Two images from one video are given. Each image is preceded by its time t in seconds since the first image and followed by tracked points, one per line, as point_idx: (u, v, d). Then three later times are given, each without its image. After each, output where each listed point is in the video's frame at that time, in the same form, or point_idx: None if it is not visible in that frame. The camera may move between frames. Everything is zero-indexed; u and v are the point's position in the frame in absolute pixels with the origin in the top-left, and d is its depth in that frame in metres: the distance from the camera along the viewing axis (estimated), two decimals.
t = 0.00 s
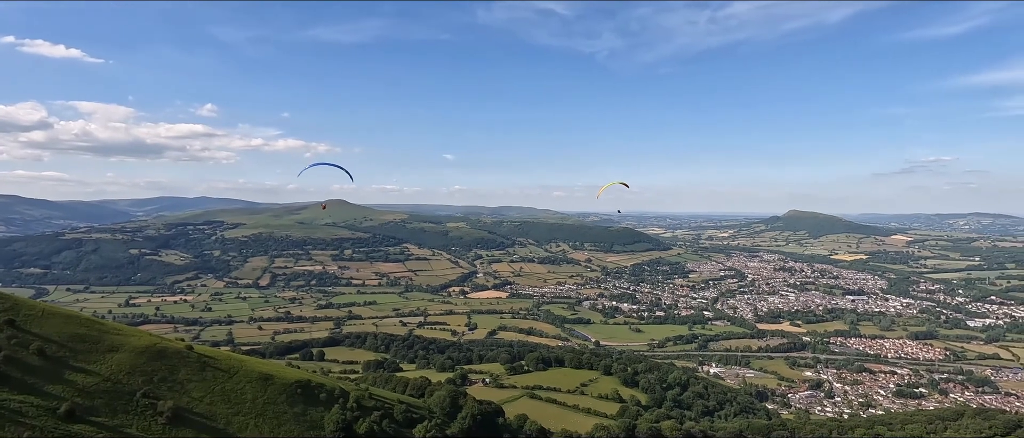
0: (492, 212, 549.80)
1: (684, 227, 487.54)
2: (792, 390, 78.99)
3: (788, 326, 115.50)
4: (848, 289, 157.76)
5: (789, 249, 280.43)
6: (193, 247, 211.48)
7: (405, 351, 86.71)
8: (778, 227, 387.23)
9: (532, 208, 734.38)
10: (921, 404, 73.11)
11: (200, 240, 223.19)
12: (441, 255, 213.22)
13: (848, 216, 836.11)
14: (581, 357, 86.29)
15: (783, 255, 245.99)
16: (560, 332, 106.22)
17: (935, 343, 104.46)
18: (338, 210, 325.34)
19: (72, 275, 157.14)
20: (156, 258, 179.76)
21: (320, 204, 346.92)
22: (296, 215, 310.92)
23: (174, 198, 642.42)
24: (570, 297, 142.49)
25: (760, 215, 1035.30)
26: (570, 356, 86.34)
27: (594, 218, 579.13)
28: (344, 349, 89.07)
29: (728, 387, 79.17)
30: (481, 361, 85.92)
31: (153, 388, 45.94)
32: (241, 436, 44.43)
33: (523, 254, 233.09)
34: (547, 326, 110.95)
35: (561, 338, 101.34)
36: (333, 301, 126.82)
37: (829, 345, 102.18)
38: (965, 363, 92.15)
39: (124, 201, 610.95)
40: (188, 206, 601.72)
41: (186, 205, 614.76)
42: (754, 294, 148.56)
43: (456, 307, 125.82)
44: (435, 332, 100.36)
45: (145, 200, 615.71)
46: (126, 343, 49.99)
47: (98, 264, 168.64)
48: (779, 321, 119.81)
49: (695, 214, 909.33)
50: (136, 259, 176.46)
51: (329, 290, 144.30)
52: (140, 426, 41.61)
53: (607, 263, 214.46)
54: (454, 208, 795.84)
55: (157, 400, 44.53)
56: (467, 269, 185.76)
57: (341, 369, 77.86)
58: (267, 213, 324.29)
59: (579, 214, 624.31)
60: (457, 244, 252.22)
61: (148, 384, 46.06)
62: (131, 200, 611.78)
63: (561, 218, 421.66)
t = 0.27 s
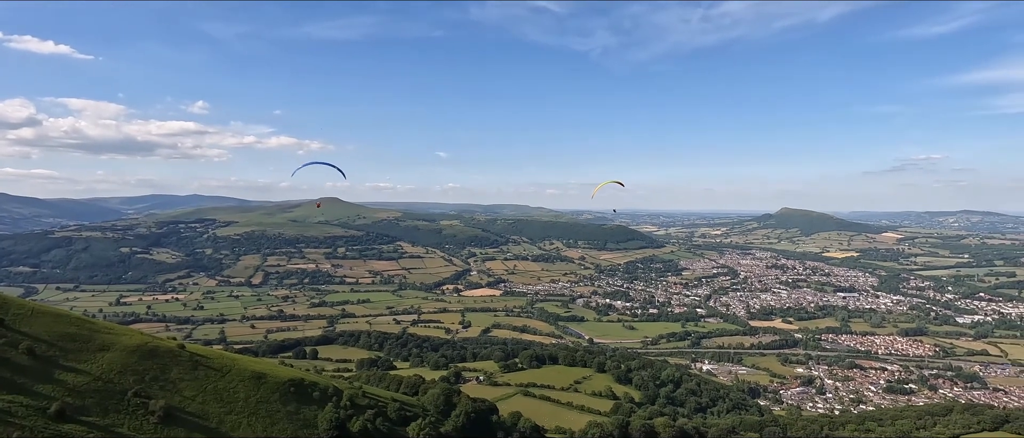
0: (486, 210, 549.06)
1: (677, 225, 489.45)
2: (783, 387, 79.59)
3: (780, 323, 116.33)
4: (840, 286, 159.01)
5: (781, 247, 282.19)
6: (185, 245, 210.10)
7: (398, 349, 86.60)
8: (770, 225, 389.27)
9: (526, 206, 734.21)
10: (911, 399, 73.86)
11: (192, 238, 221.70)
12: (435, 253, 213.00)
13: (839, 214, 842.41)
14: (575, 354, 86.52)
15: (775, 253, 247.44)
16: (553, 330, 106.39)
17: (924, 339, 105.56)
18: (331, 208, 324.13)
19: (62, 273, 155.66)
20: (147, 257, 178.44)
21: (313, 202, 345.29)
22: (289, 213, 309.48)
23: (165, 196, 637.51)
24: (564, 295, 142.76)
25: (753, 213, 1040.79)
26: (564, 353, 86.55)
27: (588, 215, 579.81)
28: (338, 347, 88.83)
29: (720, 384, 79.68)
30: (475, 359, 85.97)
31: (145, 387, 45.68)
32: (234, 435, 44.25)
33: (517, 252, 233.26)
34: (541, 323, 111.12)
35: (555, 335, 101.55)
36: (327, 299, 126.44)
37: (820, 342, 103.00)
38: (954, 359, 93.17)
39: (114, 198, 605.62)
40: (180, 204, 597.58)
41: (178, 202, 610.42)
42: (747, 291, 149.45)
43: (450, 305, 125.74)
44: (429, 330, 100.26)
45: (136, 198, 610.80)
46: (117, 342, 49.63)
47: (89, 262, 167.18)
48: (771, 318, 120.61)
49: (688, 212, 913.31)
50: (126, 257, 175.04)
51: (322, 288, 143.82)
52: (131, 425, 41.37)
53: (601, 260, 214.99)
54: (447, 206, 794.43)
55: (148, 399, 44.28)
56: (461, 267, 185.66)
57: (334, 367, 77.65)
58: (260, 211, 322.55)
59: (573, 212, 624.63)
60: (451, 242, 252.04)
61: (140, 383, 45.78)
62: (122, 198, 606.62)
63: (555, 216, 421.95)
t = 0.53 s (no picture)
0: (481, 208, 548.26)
1: (671, 223, 491.00)
2: (776, 383, 80.12)
3: (773, 320, 117.05)
4: (832, 283, 160.13)
5: (774, 244, 283.79)
6: (177, 243, 208.79)
7: (392, 347, 86.47)
8: (763, 222, 391.20)
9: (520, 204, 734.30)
10: (901, 395, 74.56)
11: (184, 236, 220.33)
12: (429, 251, 212.71)
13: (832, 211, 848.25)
14: (569, 351, 86.68)
15: (767, 250, 248.82)
16: (548, 327, 106.51)
17: (915, 335, 106.52)
18: (325, 206, 322.88)
19: (52, 272, 154.28)
20: (139, 255, 177.18)
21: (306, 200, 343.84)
22: (283, 210, 308.14)
23: (157, 194, 632.48)
24: (558, 293, 142.99)
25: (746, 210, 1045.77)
26: (558, 351, 86.72)
27: (583, 213, 580.24)
28: (332, 346, 88.62)
29: (714, 380, 80.10)
30: (469, 356, 86.00)
31: (137, 386, 45.39)
32: (227, 433, 44.05)
33: (511, 249, 233.36)
34: (536, 321, 111.26)
35: (549, 333, 101.73)
36: (320, 297, 126.09)
37: (813, 339, 103.74)
38: (944, 355, 94.06)
39: (105, 196, 600.43)
40: (171, 202, 593.44)
41: (170, 200, 606.09)
42: (740, 289, 150.24)
43: (444, 302, 125.66)
44: (424, 328, 100.18)
45: (127, 196, 605.77)
46: (109, 341, 49.28)
47: (80, 260, 165.83)
48: (764, 315, 121.32)
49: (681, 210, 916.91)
50: (118, 255, 173.74)
51: (316, 286, 143.35)
52: (123, 424, 41.10)
53: (595, 258, 215.45)
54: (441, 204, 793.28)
55: (141, 398, 44.00)
56: (455, 265, 185.53)
57: (328, 365, 77.47)
58: (252, 209, 320.78)
59: (568, 210, 625.02)
60: (446, 240, 251.80)
61: (132, 382, 45.48)
62: (113, 196, 601.37)
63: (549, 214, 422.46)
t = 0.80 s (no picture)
0: (475, 205, 547.96)
1: (665, 220, 492.48)
2: (769, 379, 80.63)
3: (766, 317, 117.73)
4: (824, 280, 161.17)
5: (767, 241, 285.31)
6: (170, 241, 207.42)
7: (387, 345, 86.36)
8: (757, 220, 393.02)
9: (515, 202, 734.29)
10: (892, 391, 75.26)
11: (176, 234, 218.95)
12: (423, 249, 212.40)
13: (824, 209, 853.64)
14: (564, 349, 86.89)
15: (761, 247, 250.10)
16: (542, 325, 106.67)
17: (906, 332, 107.46)
18: (318, 204, 321.60)
19: (43, 270, 152.90)
20: (131, 253, 175.90)
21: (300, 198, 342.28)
22: (276, 208, 306.74)
23: (149, 191, 627.61)
24: (553, 290, 143.16)
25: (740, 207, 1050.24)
26: (553, 348, 86.94)
27: (577, 211, 581.03)
28: (326, 344, 88.37)
29: (707, 377, 80.52)
30: (464, 354, 86.02)
31: (129, 385, 45.13)
32: (221, 432, 43.87)
33: (506, 247, 233.38)
34: (530, 318, 111.41)
35: (544, 330, 101.89)
36: (314, 295, 125.70)
37: (805, 335, 104.51)
38: (935, 351, 94.97)
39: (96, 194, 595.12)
40: (163, 199, 589.32)
41: (162, 198, 601.85)
42: (734, 286, 150.95)
43: (439, 300, 125.54)
44: (418, 326, 100.06)
45: (118, 193, 600.62)
46: (101, 340, 48.97)
47: (71, 258, 164.47)
48: (757, 311, 122.03)
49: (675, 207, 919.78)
50: (110, 253, 172.37)
51: (309, 284, 142.84)
52: (116, 423, 40.85)
53: (589, 255, 215.85)
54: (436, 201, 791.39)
55: (133, 397, 43.76)
56: (449, 262, 185.34)
57: (322, 363, 77.27)
58: (246, 207, 319.09)
59: (562, 207, 625.43)
60: (440, 237, 251.51)
61: (124, 381, 45.21)
62: (104, 194, 596.21)
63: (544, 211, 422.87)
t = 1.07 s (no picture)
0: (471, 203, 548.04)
1: (660, 217, 493.84)
2: (763, 376, 81.14)
3: (760, 314, 118.41)
4: (817, 277, 162.16)
5: (761, 238, 286.67)
6: (163, 239, 206.08)
7: (382, 342, 86.26)
8: (750, 217, 394.79)
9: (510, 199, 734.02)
10: (884, 387, 75.91)
11: (169, 231, 217.62)
12: (418, 246, 212.05)
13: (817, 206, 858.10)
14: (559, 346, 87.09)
15: (754, 244, 251.27)
16: (537, 322, 106.83)
17: (898, 328, 108.36)
18: (312, 201, 320.32)
19: (33, 268, 151.58)
20: (123, 251, 174.70)
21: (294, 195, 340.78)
22: (270, 206, 305.29)
23: (140, 189, 622.66)
24: (548, 287, 143.34)
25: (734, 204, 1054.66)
26: (548, 345, 87.15)
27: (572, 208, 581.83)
28: (320, 341, 88.19)
29: (701, 373, 80.92)
30: (459, 351, 86.06)
31: (122, 383, 44.85)
32: (215, 430, 43.74)
33: (500, 244, 233.44)
34: (525, 316, 111.54)
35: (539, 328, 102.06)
36: (309, 293, 125.37)
37: (798, 332, 105.20)
38: (926, 347, 95.81)
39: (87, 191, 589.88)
40: (156, 197, 585.09)
41: (154, 195, 597.68)
42: (727, 283, 151.62)
43: (434, 297, 125.45)
44: (413, 323, 100.01)
45: (109, 191, 595.80)
46: (92, 338, 48.63)
47: (62, 256, 163.18)
48: (750, 308, 122.70)
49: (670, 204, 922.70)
50: (101, 251, 171.11)
51: (303, 282, 142.35)
52: (109, 422, 40.62)
53: (584, 253, 216.23)
54: (431, 199, 789.68)
55: (126, 395, 43.51)
56: (444, 260, 185.14)
57: (317, 361, 77.12)
58: (239, 204, 317.50)
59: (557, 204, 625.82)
60: (435, 234, 251.27)
61: (117, 379, 44.96)
62: (95, 191, 590.85)
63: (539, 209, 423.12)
